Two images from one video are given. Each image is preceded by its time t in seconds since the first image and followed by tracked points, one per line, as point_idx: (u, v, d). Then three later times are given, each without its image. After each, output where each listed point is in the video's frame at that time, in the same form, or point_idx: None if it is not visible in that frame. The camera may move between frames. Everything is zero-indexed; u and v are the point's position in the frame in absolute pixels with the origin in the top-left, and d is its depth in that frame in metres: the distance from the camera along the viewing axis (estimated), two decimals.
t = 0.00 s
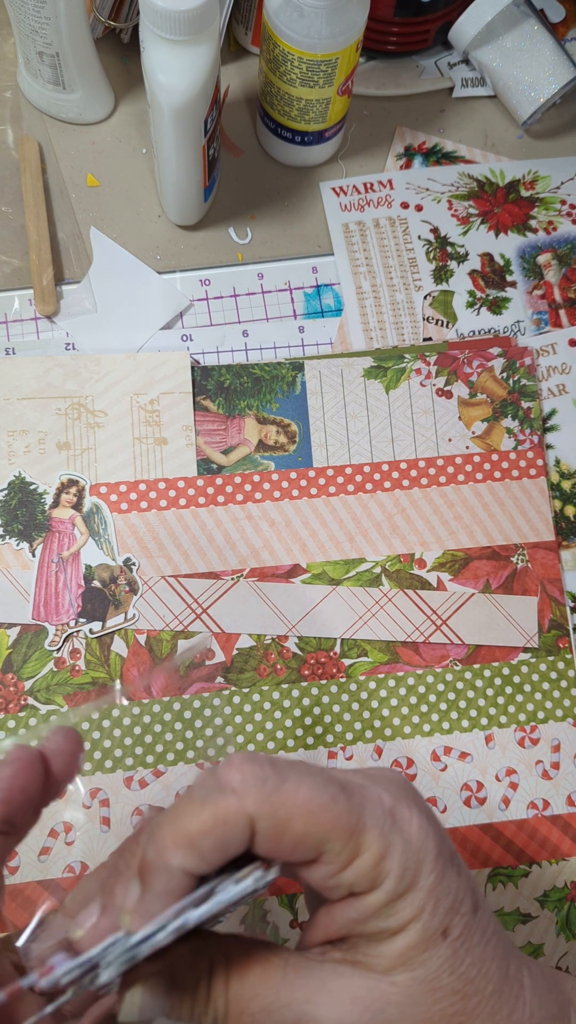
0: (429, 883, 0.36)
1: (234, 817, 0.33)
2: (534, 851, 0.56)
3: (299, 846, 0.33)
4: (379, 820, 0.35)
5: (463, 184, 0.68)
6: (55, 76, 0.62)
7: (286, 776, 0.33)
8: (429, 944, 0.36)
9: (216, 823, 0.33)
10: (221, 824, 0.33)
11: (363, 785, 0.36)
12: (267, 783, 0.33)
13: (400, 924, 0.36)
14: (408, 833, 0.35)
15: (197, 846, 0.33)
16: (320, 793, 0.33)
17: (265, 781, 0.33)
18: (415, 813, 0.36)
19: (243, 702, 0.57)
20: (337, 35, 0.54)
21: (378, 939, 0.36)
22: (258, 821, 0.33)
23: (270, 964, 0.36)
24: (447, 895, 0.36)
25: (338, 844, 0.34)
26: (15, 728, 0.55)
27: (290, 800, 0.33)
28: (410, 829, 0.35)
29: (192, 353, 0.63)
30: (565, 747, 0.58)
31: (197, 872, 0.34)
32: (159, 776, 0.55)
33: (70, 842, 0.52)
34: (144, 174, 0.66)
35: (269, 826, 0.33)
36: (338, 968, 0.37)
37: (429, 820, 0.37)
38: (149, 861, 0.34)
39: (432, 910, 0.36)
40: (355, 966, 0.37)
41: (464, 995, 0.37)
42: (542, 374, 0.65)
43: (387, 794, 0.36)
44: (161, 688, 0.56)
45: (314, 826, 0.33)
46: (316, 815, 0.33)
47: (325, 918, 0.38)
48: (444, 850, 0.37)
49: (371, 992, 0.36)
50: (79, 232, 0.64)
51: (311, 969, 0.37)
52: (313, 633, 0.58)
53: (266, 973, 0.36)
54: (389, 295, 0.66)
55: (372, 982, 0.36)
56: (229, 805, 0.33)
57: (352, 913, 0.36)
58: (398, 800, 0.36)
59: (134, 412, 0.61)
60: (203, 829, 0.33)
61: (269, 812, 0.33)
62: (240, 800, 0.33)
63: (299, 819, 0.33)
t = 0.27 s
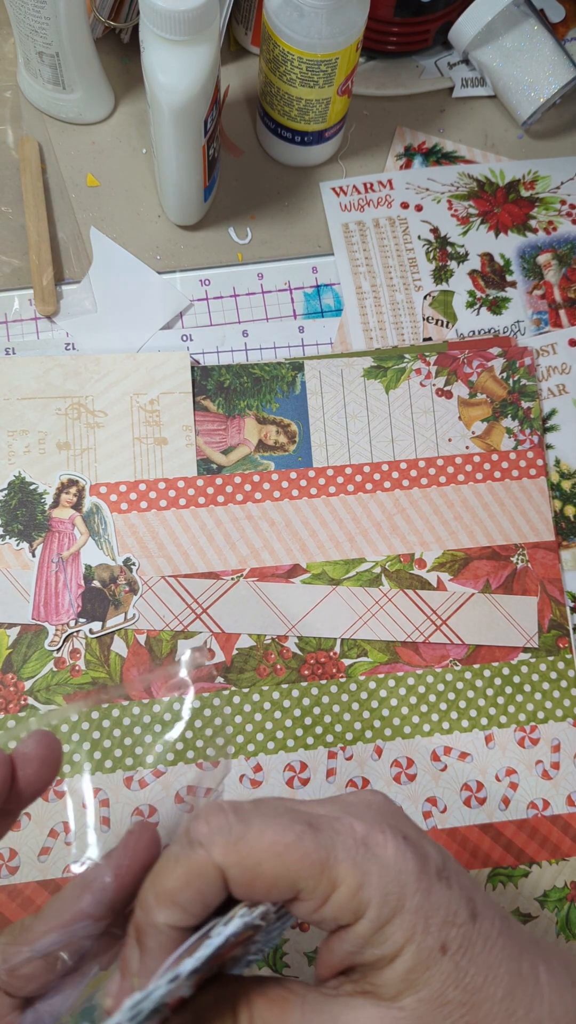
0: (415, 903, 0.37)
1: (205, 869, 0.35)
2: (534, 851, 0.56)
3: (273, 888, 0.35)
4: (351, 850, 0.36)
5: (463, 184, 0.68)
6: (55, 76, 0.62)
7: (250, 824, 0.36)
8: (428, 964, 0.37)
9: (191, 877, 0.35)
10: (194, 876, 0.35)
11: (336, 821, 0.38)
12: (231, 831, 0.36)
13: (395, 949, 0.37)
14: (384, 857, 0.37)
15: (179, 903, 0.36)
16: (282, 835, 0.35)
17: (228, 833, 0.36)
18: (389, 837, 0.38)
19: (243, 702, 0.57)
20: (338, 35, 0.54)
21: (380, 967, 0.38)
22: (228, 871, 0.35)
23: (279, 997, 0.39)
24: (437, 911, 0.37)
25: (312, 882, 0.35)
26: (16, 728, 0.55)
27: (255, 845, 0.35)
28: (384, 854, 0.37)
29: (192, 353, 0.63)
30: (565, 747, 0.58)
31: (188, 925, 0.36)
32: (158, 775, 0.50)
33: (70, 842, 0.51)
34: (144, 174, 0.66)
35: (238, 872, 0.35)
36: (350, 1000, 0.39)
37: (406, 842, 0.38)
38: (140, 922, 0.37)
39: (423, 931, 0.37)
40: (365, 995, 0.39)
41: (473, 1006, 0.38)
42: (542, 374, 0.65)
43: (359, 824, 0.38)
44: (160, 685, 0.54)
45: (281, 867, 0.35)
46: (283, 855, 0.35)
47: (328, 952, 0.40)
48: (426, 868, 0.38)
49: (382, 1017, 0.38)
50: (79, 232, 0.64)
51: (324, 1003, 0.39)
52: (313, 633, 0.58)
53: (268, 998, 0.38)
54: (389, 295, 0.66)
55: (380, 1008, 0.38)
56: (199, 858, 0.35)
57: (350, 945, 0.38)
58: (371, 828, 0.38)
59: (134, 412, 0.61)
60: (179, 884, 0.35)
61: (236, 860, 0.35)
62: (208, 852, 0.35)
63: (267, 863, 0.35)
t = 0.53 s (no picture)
0: (448, 925, 0.37)
1: (240, 895, 0.36)
2: (534, 851, 0.56)
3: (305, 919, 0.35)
4: (381, 877, 0.37)
5: (463, 184, 0.68)
6: (55, 76, 0.62)
7: (282, 854, 0.37)
8: (467, 984, 0.37)
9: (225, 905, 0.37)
10: (232, 902, 0.36)
11: (368, 847, 0.39)
12: (265, 861, 0.37)
13: (432, 971, 0.37)
14: (415, 882, 0.37)
15: (216, 926, 0.37)
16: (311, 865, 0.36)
17: (261, 862, 0.37)
18: (420, 864, 0.38)
19: (243, 702, 0.57)
20: (338, 35, 0.54)
21: (420, 989, 0.38)
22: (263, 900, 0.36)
23: (322, 1019, 0.39)
24: (472, 932, 0.37)
25: (343, 911, 0.36)
26: (15, 728, 0.55)
27: (286, 873, 0.36)
28: (414, 880, 0.37)
29: (192, 353, 0.63)
30: (565, 747, 0.58)
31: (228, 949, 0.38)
32: (159, 776, 0.52)
33: (70, 841, 0.53)
34: (144, 174, 0.66)
35: (272, 899, 0.36)
36: None
37: (437, 866, 0.38)
38: (181, 946, 0.39)
39: (459, 953, 0.37)
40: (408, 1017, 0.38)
41: None
42: (542, 374, 0.65)
43: (390, 851, 0.38)
44: (161, 688, 0.56)
45: (312, 899, 0.35)
46: (313, 881, 0.36)
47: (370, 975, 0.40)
48: (458, 890, 0.38)
49: None
50: (79, 232, 0.64)
51: None
52: (313, 633, 0.58)
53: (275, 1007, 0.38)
54: (389, 295, 0.66)
55: None
56: (235, 885, 0.37)
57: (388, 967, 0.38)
58: (402, 853, 0.38)
59: (134, 412, 0.61)
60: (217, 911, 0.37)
61: (269, 886, 0.36)
62: (243, 879, 0.36)
63: (298, 888, 0.36)
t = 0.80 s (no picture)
0: (542, 941, 0.39)
1: (336, 890, 0.39)
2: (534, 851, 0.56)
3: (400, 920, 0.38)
4: (477, 883, 0.40)
5: (463, 184, 0.68)
6: (55, 76, 0.62)
7: (378, 855, 0.40)
8: (557, 1001, 0.39)
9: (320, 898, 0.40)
10: (327, 897, 0.39)
11: (462, 855, 0.42)
12: (364, 860, 0.40)
13: (523, 984, 0.40)
14: (510, 895, 0.40)
15: (309, 919, 0.40)
16: (408, 869, 0.39)
17: (358, 861, 0.40)
18: (515, 876, 0.41)
19: (243, 702, 0.57)
20: (337, 35, 0.54)
21: (509, 998, 0.40)
22: (358, 895, 0.39)
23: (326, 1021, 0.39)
24: (565, 948, 0.40)
25: (439, 914, 0.39)
26: (15, 728, 0.55)
27: (383, 873, 0.39)
28: (510, 892, 0.40)
29: (192, 353, 0.63)
30: (565, 747, 0.58)
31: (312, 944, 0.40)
32: (158, 776, 0.55)
33: (70, 841, 0.53)
34: (144, 174, 0.66)
35: (369, 896, 0.39)
36: None
37: (532, 881, 0.41)
38: (266, 934, 0.41)
39: (551, 970, 0.39)
40: None
41: None
42: (542, 374, 0.65)
43: (486, 861, 0.41)
44: (161, 688, 0.56)
45: (409, 899, 0.38)
46: (409, 884, 0.39)
47: (455, 983, 0.42)
48: (552, 908, 0.41)
49: None
50: (79, 232, 0.64)
51: None
52: (313, 633, 0.58)
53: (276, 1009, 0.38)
54: (388, 295, 0.66)
55: None
56: (331, 880, 0.40)
57: (477, 977, 0.41)
58: (497, 866, 0.41)
59: (134, 412, 0.61)
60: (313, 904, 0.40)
61: (366, 884, 0.39)
62: (340, 875, 0.40)
63: (395, 889, 0.39)
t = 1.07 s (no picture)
0: None
1: (396, 859, 0.41)
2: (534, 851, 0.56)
3: (458, 885, 0.42)
4: (529, 858, 0.43)
5: (463, 184, 0.68)
6: (55, 76, 0.62)
7: (436, 826, 0.43)
8: None
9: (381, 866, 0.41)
10: (386, 867, 0.41)
11: (514, 831, 0.45)
12: (423, 832, 0.42)
13: (571, 955, 0.43)
14: (560, 868, 0.43)
15: (367, 888, 0.41)
16: (467, 842, 0.42)
17: (418, 831, 0.42)
18: (563, 851, 0.44)
19: (243, 702, 0.57)
20: (337, 35, 0.54)
21: (556, 973, 0.43)
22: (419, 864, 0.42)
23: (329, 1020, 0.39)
24: None
25: (496, 882, 0.42)
26: (15, 728, 0.55)
27: (440, 844, 0.42)
28: (560, 866, 0.43)
29: (192, 353, 0.63)
30: (565, 747, 0.58)
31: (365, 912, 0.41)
32: (158, 776, 0.55)
33: (70, 841, 0.53)
34: (144, 173, 0.66)
35: (426, 865, 0.41)
36: (524, 1004, 0.42)
37: None
38: (321, 902, 0.42)
39: None
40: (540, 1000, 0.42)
41: None
42: (542, 374, 0.65)
43: (535, 837, 0.44)
44: (161, 688, 0.56)
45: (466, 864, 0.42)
46: (467, 854, 0.42)
47: (502, 959, 0.45)
48: None
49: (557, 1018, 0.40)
50: (79, 232, 0.64)
51: (499, 1007, 0.41)
52: (313, 633, 0.58)
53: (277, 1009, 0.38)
54: (388, 295, 0.66)
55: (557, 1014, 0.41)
56: (391, 850, 0.41)
57: (527, 949, 0.43)
58: (545, 841, 0.44)
59: (134, 412, 0.61)
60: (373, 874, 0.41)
61: (426, 854, 0.41)
62: (400, 845, 0.42)
63: (453, 858, 0.42)
